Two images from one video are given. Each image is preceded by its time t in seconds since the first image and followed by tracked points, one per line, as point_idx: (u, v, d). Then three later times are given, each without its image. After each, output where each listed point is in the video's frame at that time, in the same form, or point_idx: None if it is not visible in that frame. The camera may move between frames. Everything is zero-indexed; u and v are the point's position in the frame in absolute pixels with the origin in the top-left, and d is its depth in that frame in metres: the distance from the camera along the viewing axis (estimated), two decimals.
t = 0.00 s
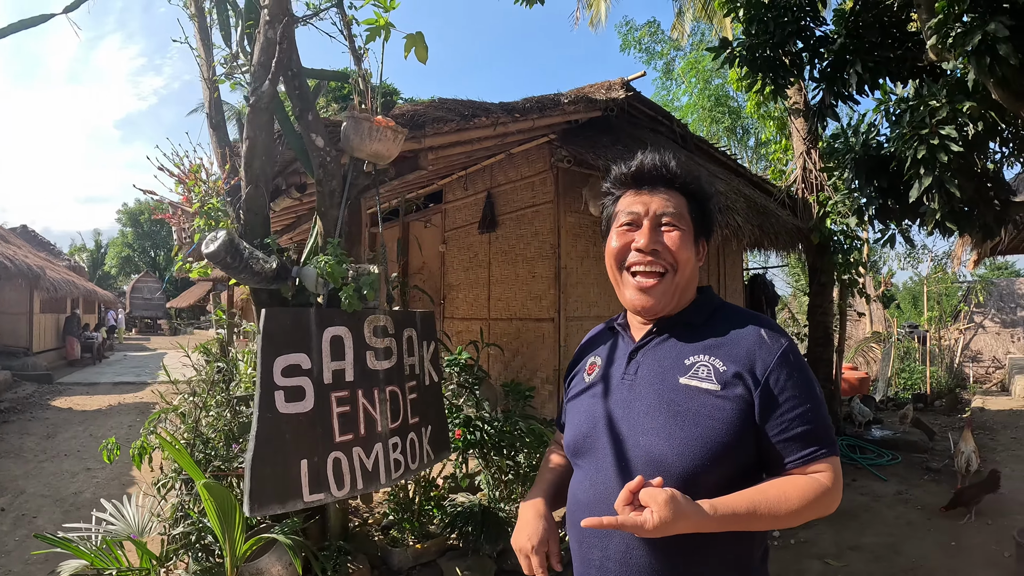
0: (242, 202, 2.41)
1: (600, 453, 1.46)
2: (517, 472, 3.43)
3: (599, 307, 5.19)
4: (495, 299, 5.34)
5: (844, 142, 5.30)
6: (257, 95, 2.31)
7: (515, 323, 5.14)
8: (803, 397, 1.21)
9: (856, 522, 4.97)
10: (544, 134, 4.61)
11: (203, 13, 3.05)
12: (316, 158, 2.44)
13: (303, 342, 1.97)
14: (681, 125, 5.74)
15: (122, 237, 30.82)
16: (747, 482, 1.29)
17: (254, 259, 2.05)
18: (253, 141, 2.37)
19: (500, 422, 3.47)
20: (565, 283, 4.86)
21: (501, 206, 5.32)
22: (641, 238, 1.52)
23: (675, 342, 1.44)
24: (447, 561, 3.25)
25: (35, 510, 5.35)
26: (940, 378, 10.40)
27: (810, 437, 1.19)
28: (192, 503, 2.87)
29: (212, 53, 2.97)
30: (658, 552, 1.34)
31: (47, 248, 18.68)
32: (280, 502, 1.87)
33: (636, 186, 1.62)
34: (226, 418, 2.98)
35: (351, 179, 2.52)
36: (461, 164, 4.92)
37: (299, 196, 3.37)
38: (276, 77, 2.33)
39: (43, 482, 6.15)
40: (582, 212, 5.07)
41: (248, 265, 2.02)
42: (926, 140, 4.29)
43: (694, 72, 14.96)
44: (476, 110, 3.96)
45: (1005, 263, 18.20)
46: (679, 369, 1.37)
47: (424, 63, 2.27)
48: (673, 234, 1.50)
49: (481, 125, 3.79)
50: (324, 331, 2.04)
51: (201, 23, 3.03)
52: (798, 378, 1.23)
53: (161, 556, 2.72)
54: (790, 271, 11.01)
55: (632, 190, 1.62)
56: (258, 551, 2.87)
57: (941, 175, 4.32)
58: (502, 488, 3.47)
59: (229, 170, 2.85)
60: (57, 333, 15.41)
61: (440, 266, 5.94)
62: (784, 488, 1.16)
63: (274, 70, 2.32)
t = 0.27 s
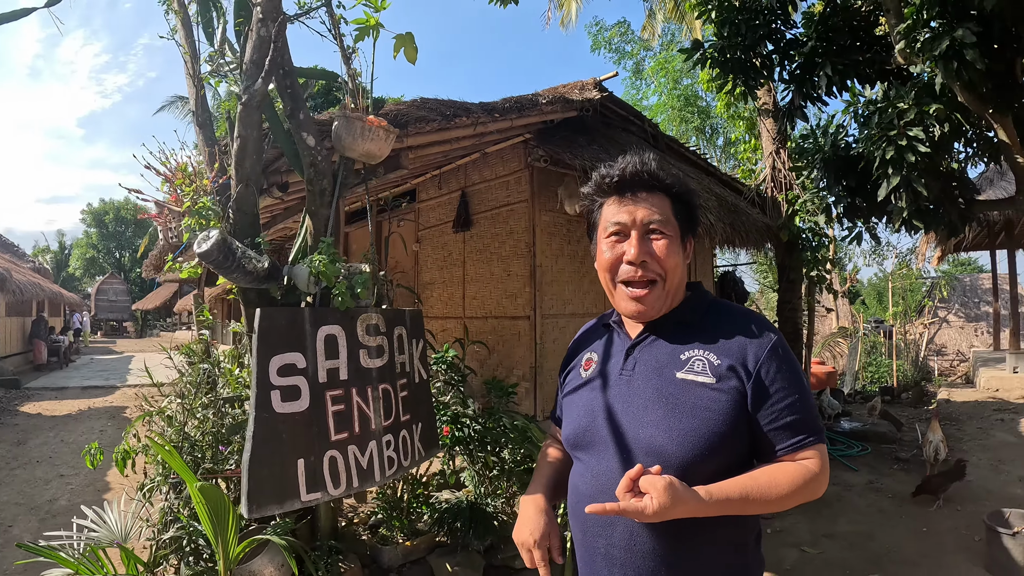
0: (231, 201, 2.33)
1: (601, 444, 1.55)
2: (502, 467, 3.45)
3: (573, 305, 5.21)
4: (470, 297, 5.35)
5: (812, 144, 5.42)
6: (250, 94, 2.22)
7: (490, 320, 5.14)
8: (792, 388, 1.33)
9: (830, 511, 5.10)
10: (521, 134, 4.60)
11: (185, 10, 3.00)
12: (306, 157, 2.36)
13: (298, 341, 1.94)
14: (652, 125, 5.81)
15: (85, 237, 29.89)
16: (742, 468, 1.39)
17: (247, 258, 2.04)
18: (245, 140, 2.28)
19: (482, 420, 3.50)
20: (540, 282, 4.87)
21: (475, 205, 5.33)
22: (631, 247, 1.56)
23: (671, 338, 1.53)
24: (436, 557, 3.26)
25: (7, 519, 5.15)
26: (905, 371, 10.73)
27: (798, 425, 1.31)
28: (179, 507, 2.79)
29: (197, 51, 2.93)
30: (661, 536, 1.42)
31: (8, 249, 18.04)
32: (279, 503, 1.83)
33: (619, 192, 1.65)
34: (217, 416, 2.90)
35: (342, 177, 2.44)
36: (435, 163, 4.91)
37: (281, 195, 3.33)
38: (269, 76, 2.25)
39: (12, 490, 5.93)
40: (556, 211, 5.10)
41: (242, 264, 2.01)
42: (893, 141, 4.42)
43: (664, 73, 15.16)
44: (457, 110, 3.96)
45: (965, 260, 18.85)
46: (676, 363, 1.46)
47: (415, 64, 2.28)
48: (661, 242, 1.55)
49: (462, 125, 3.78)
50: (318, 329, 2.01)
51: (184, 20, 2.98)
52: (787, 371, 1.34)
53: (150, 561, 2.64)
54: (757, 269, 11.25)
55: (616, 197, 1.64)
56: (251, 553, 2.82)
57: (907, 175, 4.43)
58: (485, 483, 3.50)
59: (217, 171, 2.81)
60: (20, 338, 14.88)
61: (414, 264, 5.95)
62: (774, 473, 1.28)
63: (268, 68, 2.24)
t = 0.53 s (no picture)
0: (212, 200, 2.31)
1: (587, 440, 1.58)
2: (478, 464, 3.53)
3: (541, 304, 5.26)
4: (438, 297, 5.35)
5: (773, 147, 5.63)
6: (234, 93, 2.16)
7: (459, 320, 5.15)
8: (770, 380, 1.38)
9: (798, 502, 5.24)
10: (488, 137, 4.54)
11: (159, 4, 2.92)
12: (288, 157, 2.29)
13: (282, 339, 1.92)
14: (618, 127, 5.89)
15: (40, 238, 28.81)
16: (723, 457, 1.44)
17: (229, 258, 2.04)
18: (228, 140, 2.24)
19: (459, 419, 3.54)
20: (509, 281, 4.89)
21: (444, 206, 5.32)
22: (609, 259, 1.58)
23: (652, 336, 1.57)
24: (416, 555, 3.23)
25: None
26: (866, 367, 11.08)
27: (776, 415, 1.36)
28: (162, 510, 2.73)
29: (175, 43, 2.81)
30: (648, 524, 1.46)
31: None
32: (266, 503, 1.82)
33: (593, 204, 1.66)
34: (192, 418, 2.87)
35: (324, 177, 2.38)
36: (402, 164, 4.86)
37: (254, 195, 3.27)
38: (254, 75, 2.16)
39: None
40: (524, 211, 5.13)
41: (225, 263, 2.01)
42: (856, 144, 4.57)
43: (629, 75, 15.33)
44: (430, 111, 3.95)
45: (922, 259, 19.49)
46: (658, 359, 1.50)
47: (396, 66, 2.27)
48: (639, 251, 1.58)
49: (436, 126, 3.76)
50: (302, 328, 1.98)
51: (160, 14, 2.90)
52: (764, 364, 1.39)
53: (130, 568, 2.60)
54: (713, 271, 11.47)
55: (589, 209, 1.66)
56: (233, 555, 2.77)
57: (868, 177, 4.59)
58: (461, 480, 3.54)
59: (199, 169, 2.73)
60: None
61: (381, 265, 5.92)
62: (755, 461, 1.32)
63: (252, 68, 2.15)
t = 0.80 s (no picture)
0: (180, 201, 2.25)
1: (558, 439, 1.59)
2: (447, 465, 3.51)
3: (505, 305, 5.28)
4: (403, 299, 5.32)
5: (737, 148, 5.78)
6: (203, 92, 2.09)
7: (424, 322, 5.13)
8: (737, 379, 1.41)
9: (764, 498, 5.35)
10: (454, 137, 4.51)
11: None
12: (258, 158, 2.26)
13: (252, 342, 1.89)
14: (581, 129, 5.94)
15: None
16: (694, 455, 1.47)
17: (199, 260, 2.00)
18: (196, 139, 2.19)
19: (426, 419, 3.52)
20: (474, 281, 4.89)
21: (407, 207, 5.29)
22: (579, 251, 1.60)
23: (621, 336, 1.59)
24: (388, 558, 3.21)
25: None
26: (826, 364, 11.39)
27: (743, 413, 1.39)
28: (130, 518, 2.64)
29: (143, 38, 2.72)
30: (623, 523, 1.48)
31: None
32: (238, 507, 1.79)
33: (566, 198, 1.69)
34: (159, 423, 2.79)
35: (293, 178, 2.36)
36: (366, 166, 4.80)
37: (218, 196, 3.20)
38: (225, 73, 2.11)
39: None
40: (488, 212, 5.13)
41: (194, 265, 1.98)
42: (816, 148, 4.70)
43: (592, 77, 15.49)
44: (398, 112, 3.93)
45: (880, 260, 20.11)
46: (629, 360, 1.52)
47: (367, 66, 2.26)
48: (608, 245, 1.59)
49: (403, 127, 3.72)
50: (273, 330, 1.96)
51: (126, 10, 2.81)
52: (732, 363, 1.42)
53: None
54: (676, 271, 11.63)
55: (562, 203, 1.68)
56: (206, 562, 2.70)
57: (827, 180, 4.73)
58: (429, 481, 3.52)
59: (168, 169, 2.63)
60: None
61: (345, 267, 5.86)
62: (725, 458, 1.36)
63: (222, 66, 2.11)
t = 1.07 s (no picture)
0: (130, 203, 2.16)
1: (515, 442, 1.62)
2: (402, 468, 3.52)
3: (458, 306, 5.27)
4: (354, 300, 5.25)
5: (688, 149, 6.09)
6: (155, 92, 2.00)
7: (375, 323, 5.07)
8: (687, 379, 1.47)
9: (716, 492, 5.55)
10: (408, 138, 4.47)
11: None
12: (209, 160, 2.18)
13: (205, 348, 1.83)
14: (532, 129, 6.01)
15: None
16: (647, 453, 1.52)
17: (151, 264, 1.93)
18: (147, 141, 2.09)
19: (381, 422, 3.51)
20: (426, 282, 4.88)
21: (358, 207, 5.21)
22: (534, 257, 1.63)
23: (576, 339, 1.62)
24: (348, 561, 3.12)
25: None
26: (775, 361, 11.88)
27: (693, 412, 1.46)
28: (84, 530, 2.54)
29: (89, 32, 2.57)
30: (580, 522, 1.52)
31: None
32: (195, 517, 1.74)
33: (521, 203, 1.71)
34: (111, 432, 2.68)
35: (247, 181, 2.30)
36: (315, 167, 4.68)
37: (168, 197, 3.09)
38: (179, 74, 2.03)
39: None
40: (440, 213, 5.11)
41: (145, 270, 1.89)
42: (765, 150, 4.94)
43: (545, 78, 15.67)
44: (351, 113, 3.87)
45: (828, 258, 21.04)
46: (583, 361, 1.56)
47: (322, 68, 2.23)
48: (562, 251, 1.64)
49: (356, 127, 3.67)
50: (226, 335, 1.90)
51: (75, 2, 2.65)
52: (683, 364, 1.48)
53: None
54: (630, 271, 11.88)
55: (517, 208, 1.70)
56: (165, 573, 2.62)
57: (776, 181, 4.98)
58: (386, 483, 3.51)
59: (118, 170, 2.49)
60: None
61: (295, 268, 5.73)
62: (679, 455, 1.41)
63: (176, 66, 2.02)
